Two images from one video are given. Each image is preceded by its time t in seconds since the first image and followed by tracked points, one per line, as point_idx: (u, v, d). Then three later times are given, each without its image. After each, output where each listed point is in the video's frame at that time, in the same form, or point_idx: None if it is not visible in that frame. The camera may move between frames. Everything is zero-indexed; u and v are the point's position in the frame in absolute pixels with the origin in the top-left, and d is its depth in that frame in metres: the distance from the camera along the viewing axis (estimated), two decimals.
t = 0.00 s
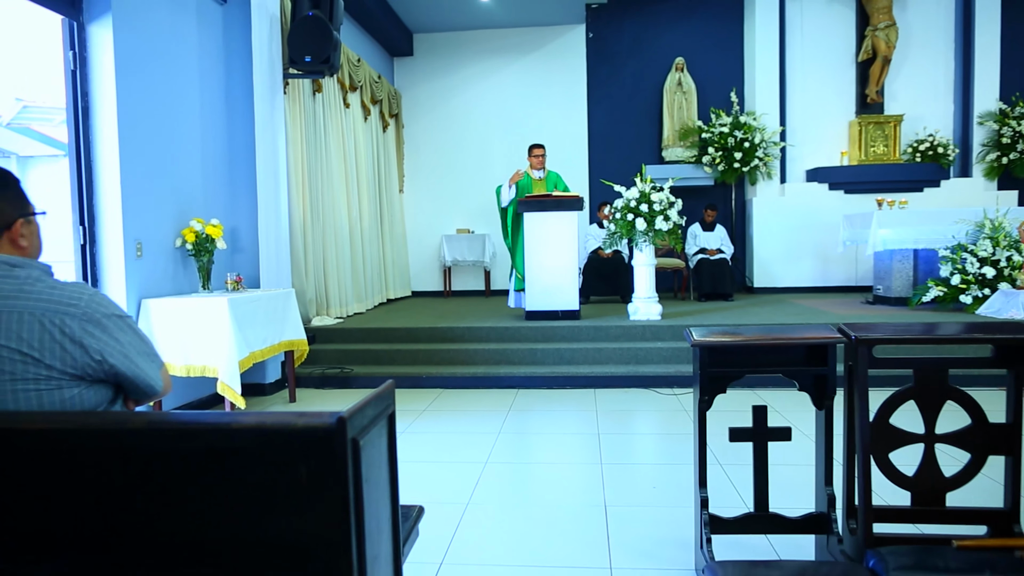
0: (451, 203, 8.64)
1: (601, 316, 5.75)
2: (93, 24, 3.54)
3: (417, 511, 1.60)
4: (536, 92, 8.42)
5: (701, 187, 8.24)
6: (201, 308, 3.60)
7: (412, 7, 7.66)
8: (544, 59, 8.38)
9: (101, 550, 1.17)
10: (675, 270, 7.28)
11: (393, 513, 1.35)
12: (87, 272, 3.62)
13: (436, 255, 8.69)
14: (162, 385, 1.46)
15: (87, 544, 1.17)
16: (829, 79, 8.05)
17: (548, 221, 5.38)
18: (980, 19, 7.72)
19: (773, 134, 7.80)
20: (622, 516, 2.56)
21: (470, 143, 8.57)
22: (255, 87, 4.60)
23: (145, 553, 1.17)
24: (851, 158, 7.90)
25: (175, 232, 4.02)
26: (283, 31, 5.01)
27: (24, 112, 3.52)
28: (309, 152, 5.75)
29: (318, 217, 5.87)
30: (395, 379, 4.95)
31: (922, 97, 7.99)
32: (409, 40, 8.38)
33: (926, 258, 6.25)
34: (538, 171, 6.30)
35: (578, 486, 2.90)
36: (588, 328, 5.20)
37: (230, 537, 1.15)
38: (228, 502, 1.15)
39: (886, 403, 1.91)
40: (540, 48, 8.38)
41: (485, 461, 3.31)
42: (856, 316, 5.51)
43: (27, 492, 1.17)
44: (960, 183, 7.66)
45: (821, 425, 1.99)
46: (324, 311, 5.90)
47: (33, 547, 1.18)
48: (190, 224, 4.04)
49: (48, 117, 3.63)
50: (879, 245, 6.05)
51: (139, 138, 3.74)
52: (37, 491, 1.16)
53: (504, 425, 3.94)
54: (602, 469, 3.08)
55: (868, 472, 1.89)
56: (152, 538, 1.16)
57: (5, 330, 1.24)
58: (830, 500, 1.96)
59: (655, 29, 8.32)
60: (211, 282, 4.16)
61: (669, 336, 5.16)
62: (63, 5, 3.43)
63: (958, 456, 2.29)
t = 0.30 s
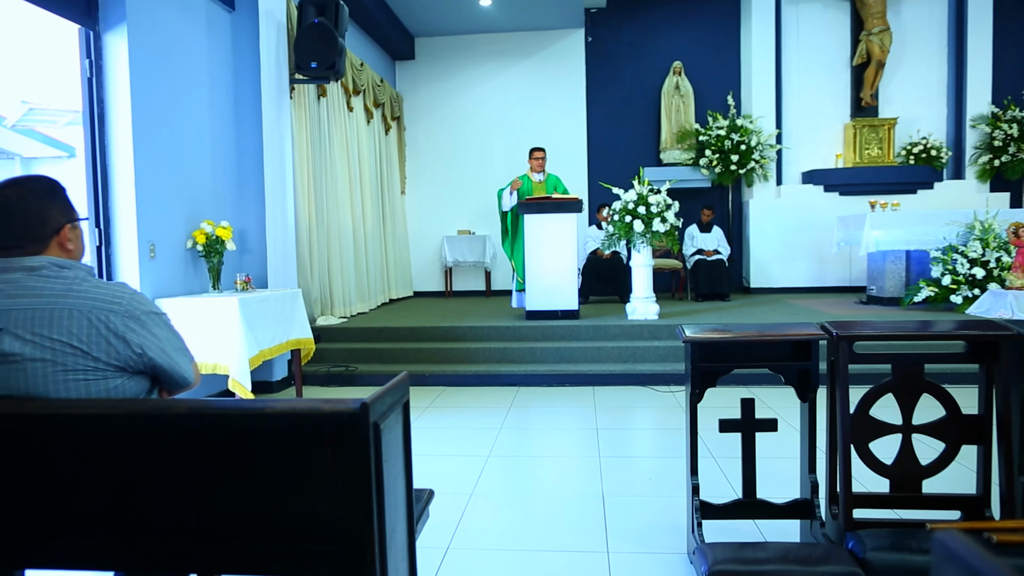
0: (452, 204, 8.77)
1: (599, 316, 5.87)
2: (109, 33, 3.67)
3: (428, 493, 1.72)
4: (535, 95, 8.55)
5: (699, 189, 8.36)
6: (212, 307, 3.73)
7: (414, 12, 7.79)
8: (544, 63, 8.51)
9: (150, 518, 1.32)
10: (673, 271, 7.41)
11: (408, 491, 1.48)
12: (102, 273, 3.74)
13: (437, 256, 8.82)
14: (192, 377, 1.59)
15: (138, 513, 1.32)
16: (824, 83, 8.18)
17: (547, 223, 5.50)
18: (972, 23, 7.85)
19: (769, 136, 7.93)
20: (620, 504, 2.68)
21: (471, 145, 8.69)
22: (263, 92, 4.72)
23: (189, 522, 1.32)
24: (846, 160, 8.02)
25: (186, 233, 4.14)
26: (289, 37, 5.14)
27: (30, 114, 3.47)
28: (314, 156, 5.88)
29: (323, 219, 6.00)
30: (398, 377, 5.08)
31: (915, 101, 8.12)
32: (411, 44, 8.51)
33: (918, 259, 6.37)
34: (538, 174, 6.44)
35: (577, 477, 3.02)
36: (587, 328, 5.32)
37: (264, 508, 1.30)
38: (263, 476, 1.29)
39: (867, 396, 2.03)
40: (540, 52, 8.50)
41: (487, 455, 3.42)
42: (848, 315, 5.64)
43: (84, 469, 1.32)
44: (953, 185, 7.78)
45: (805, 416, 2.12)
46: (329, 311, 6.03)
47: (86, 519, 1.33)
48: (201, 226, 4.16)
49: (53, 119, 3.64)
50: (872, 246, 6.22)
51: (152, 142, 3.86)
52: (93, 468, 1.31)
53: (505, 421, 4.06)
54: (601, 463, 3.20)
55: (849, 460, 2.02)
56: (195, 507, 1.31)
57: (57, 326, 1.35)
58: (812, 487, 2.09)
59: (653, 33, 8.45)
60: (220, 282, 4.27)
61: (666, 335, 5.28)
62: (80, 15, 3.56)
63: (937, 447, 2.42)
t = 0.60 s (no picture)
0: (450, 204, 8.89)
1: (595, 313, 6.01)
2: (119, 38, 3.79)
3: (436, 475, 1.84)
4: (531, 96, 8.68)
5: (692, 189, 8.50)
6: (220, 303, 3.85)
7: (413, 14, 7.91)
8: (541, 64, 8.65)
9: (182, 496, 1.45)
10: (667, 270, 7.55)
11: (420, 471, 1.60)
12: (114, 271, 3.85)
13: (436, 255, 8.95)
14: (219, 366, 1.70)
15: (170, 490, 1.45)
16: (816, 85, 8.33)
17: (543, 223, 5.63)
18: (960, 26, 8.00)
19: (761, 137, 8.07)
20: (616, 490, 2.81)
21: (468, 146, 8.82)
22: (267, 93, 4.82)
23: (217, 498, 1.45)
24: (837, 161, 8.18)
25: (194, 233, 4.25)
26: (292, 41, 5.25)
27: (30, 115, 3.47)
28: (315, 157, 6.00)
29: (324, 219, 6.12)
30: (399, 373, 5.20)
31: (905, 103, 8.27)
32: (409, 46, 8.63)
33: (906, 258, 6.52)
34: (535, 175, 6.57)
35: (574, 466, 3.15)
36: (583, 324, 5.45)
37: (286, 487, 1.43)
38: (269, 464, 1.43)
39: (846, 385, 2.16)
40: (536, 53, 8.63)
41: (487, 446, 3.55)
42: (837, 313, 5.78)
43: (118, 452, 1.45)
44: (941, 185, 7.93)
45: (789, 404, 2.25)
46: (330, 309, 6.15)
47: (105, 506, 1.48)
48: (207, 226, 4.26)
49: (53, 120, 3.68)
50: (859, 245, 6.40)
51: (162, 145, 3.98)
52: (127, 452, 1.44)
53: (504, 414, 4.19)
54: (596, 453, 3.33)
55: (829, 445, 2.15)
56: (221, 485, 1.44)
57: (99, 316, 1.48)
58: (796, 470, 2.22)
59: (647, 35, 8.58)
60: (226, 280, 4.38)
61: (660, 331, 5.42)
62: (92, 21, 3.68)
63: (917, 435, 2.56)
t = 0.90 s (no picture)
0: (443, 205, 9.02)
1: (587, 312, 6.14)
2: (126, 45, 3.91)
3: (440, 462, 1.97)
4: (524, 99, 8.82)
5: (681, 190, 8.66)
6: (223, 302, 3.96)
7: (407, 17, 8.03)
8: (532, 67, 8.78)
9: (204, 479, 1.58)
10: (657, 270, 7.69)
11: (427, 456, 1.73)
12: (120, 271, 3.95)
13: (429, 255, 9.07)
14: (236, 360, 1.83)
15: (184, 475, 1.58)
16: (803, 89, 8.51)
17: (536, 224, 5.76)
18: (942, 32, 8.19)
19: (749, 140, 8.23)
20: (608, 480, 2.94)
21: (461, 148, 8.95)
22: (266, 97, 4.93)
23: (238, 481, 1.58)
24: (823, 163, 8.36)
25: (196, 234, 4.35)
26: (290, 45, 5.35)
27: (24, 116, 3.48)
28: (313, 159, 6.12)
29: (321, 220, 6.24)
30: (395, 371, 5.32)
31: (890, 107, 8.46)
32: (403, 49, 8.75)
33: (889, 258, 6.70)
34: (528, 177, 6.65)
35: (567, 458, 3.28)
36: (575, 323, 5.59)
37: (287, 475, 1.57)
38: (273, 451, 1.56)
39: (822, 377, 2.31)
40: (528, 57, 8.77)
41: (483, 439, 3.68)
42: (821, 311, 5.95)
43: (133, 441, 1.57)
44: (923, 186, 8.13)
45: (769, 396, 2.40)
46: (326, 308, 6.27)
47: (109, 498, 1.59)
48: (210, 227, 4.36)
49: (45, 120, 3.66)
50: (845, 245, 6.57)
51: (166, 148, 4.11)
52: (142, 443, 1.56)
53: (498, 410, 4.32)
54: (588, 445, 3.47)
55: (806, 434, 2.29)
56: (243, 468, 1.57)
57: (131, 312, 1.60)
58: (775, 458, 2.36)
59: (638, 39, 8.73)
60: (228, 280, 4.48)
61: (650, 330, 5.57)
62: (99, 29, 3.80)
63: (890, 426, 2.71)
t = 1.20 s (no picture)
0: (442, 206, 9.14)
1: (583, 312, 6.27)
2: (135, 52, 4.02)
3: (443, 452, 2.09)
4: (521, 102, 8.95)
5: (676, 192, 8.80)
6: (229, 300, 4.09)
7: (405, 21, 8.14)
8: (530, 70, 8.91)
9: (230, 463, 1.72)
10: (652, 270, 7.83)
11: (434, 444, 1.86)
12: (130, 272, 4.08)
13: (428, 256, 9.20)
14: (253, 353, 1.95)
15: (201, 458, 1.70)
16: (795, 92, 8.65)
17: (533, 225, 5.88)
18: (933, 36, 8.33)
19: (743, 142, 8.35)
20: (604, 471, 3.06)
21: (460, 150, 9.08)
22: (271, 101, 5.04)
23: (261, 465, 1.71)
24: (815, 165, 8.50)
25: (202, 235, 4.46)
26: (293, 51, 5.47)
27: (24, 117, 3.39)
28: (315, 161, 6.24)
29: (322, 221, 6.36)
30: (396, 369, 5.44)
31: (881, 110, 8.61)
32: (401, 52, 8.87)
33: (879, 259, 6.83)
34: (525, 179, 6.86)
35: (564, 451, 3.40)
36: (571, 322, 5.72)
37: (299, 458, 1.71)
38: (286, 435, 1.69)
39: (806, 372, 2.44)
40: (525, 60, 8.90)
41: (482, 434, 3.80)
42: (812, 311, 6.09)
43: (151, 430, 1.67)
44: (915, 188, 8.23)
45: (755, 389, 2.52)
46: (328, 308, 6.39)
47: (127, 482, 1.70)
48: (216, 228, 4.47)
49: (47, 122, 3.58)
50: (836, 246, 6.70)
51: (174, 152, 4.22)
52: (161, 431, 1.67)
53: (496, 407, 4.44)
54: (585, 439, 3.60)
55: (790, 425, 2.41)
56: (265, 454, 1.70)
57: (159, 309, 1.72)
58: (761, 448, 2.49)
59: (633, 43, 8.86)
60: (233, 280, 4.58)
61: (645, 329, 5.69)
62: (109, 36, 3.90)
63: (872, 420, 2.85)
